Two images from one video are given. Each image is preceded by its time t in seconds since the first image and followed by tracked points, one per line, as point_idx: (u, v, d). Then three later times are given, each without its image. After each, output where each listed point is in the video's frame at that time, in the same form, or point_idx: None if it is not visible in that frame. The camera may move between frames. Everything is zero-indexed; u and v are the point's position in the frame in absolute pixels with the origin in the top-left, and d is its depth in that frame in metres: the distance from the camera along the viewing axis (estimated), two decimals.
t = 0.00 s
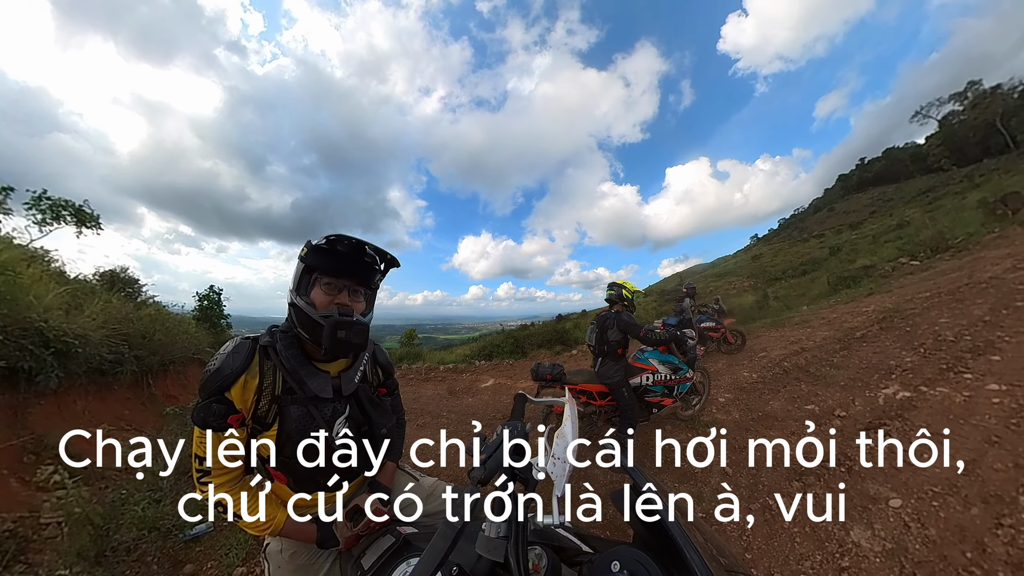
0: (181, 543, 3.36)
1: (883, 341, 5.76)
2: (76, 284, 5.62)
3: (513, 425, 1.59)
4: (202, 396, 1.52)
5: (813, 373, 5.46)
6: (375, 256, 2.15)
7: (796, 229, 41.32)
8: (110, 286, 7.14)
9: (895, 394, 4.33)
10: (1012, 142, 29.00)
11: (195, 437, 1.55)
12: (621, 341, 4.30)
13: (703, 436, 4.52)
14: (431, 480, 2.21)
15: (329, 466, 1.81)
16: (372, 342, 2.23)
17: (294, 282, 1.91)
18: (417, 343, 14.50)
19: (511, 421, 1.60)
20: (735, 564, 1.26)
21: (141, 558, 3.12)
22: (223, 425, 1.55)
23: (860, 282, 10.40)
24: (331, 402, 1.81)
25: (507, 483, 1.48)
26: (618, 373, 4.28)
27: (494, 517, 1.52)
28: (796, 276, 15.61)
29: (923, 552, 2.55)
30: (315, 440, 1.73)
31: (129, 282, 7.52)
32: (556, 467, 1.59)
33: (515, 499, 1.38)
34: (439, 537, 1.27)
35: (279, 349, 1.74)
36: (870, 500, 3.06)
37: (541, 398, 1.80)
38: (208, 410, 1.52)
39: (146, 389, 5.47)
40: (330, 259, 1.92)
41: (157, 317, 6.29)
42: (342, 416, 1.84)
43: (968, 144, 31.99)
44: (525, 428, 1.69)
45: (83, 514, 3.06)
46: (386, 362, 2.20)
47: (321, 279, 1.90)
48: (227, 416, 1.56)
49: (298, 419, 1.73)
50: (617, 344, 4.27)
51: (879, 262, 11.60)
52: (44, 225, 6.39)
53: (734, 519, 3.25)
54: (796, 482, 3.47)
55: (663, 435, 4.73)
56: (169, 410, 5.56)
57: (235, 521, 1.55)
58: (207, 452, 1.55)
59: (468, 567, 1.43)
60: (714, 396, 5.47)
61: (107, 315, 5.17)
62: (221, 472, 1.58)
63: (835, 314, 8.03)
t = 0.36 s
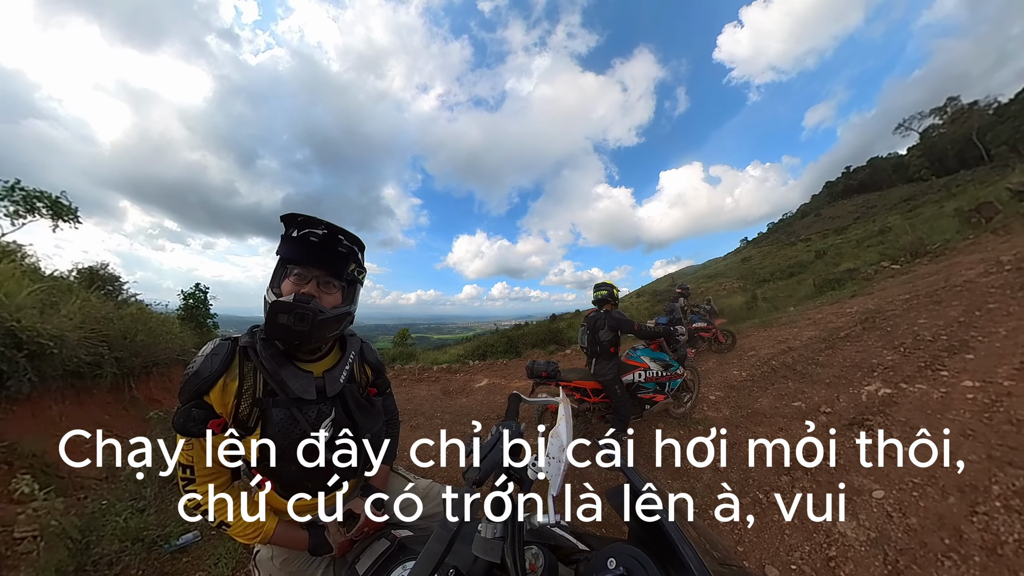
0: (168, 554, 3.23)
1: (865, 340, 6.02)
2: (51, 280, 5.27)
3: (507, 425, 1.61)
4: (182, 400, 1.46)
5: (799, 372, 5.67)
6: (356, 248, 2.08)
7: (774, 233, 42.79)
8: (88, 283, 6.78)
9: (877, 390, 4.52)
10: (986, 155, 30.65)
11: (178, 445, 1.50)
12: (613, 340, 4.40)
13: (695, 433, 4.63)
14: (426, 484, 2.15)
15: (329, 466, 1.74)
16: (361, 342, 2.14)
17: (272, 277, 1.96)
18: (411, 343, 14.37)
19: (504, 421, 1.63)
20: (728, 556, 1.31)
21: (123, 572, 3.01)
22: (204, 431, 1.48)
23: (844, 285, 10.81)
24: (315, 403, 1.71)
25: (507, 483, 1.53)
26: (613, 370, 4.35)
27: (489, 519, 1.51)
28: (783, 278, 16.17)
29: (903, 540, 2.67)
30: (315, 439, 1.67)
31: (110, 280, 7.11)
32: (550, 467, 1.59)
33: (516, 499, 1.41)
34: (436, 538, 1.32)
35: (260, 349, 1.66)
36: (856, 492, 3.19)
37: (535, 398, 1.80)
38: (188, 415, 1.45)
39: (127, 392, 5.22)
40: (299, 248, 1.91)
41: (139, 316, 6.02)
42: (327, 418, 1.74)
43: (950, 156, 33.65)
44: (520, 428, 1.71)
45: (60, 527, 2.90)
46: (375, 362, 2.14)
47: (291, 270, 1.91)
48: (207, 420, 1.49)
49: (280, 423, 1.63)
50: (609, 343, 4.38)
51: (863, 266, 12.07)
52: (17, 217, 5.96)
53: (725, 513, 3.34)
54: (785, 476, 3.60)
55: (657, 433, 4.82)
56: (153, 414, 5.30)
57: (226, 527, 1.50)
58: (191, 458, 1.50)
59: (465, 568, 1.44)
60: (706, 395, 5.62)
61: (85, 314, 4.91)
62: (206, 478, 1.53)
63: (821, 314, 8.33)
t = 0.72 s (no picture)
0: (153, 566, 3.07)
1: (849, 340, 6.30)
2: (26, 279, 5.17)
3: (498, 425, 1.66)
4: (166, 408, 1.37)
5: (786, 370, 5.90)
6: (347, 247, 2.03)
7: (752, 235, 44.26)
8: (65, 281, 6.50)
9: (859, 387, 4.74)
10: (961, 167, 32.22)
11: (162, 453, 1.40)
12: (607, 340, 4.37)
13: (687, 430, 4.76)
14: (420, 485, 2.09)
15: (329, 466, 1.73)
16: (350, 342, 2.10)
17: (255, 275, 1.85)
18: (404, 343, 14.22)
19: (497, 422, 1.68)
20: (721, 548, 1.35)
21: None
22: (191, 440, 1.39)
23: (829, 287, 11.25)
24: (305, 406, 1.67)
25: (507, 483, 1.59)
26: (605, 371, 4.38)
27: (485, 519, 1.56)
28: (772, 280, 16.73)
29: (886, 528, 2.82)
30: (315, 440, 1.65)
31: (87, 277, 6.91)
32: (545, 467, 1.62)
33: (513, 497, 1.45)
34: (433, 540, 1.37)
35: (246, 353, 1.60)
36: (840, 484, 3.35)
37: (529, 396, 1.81)
38: (173, 423, 1.37)
39: (108, 396, 5.10)
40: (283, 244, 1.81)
41: (120, 315, 5.88)
42: (319, 421, 1.70)
43: (920, 166, 35.42)
44: (514, 428, 1.73)
45: (39, 539, 2.85)
46: (366, 363, 2.10)
47: (275, 267, 1.81)
48: (195, 428, 1.40)
49: (269, 427, 1.58)
50: (604, 344, 4.33)
51: (846, 269, 12.56)
52: None
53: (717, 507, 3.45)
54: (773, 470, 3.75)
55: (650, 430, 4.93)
56: (135, 419, 5.18)
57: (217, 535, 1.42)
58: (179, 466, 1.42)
59: (462, 569, 1.43)
60: (697, 392, 5.78)
61: (62, 314, 4.82)
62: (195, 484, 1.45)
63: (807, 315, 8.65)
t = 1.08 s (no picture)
0: None
1: (833, 339, 6.57)
2: None
3: (492, 425, 1.65)
4: (144, 415, 1.32)
5: (773, 368, 6.12)
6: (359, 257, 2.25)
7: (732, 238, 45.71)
8: (41, 278, 6.16)
9: (843, 383, 4.96)
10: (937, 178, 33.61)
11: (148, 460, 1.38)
12: (603, 337, 4.49)
13: (679, 427, 4.87)
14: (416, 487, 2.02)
15: (329, 466, 1.69)
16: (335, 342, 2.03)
17: (240, 272, 1.67)
18: (398, 343, 14.07)
19: (490, 421, 1.67)
20: (713, 541, 1.40)
21: None
22: (169, 446, 1.37)
23: (815, 289, 11.69)
24: (287, 409, 1.58)
25: (508, 483, 1.58)
26: (602, 368, 4.43)
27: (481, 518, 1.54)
28: (761, 282, 17.31)
29: (868, 518, 2.97)
30: (315, 440, 1.58)
31: (66, 274, 6.53)
32: (539, 464, 1.64)
33: (512, 496, 1.45)
34: (428, 542, 1.39)
35: (224, 354, 1.51)
36: (826, 476, 3.49)
37: (523, 396, 1.82)
38: (153, 431, 1.32)
39: (86, 401, 4.89)
40: (282, 246, 1.71)
41: (102, 315, 5.62)
42: (302, 424, 1.61)
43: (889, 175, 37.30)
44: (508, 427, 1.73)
45: (17, 554, 2.73)
46: (353, 362, 2.02)
47: (275, 270, 1.70)
48: (174, 435, 1.37)
49: (250, 430, 1.50)
50: (600, 340, 4.46)
51: (831, 271, 13.07)
52: None
53: (709, 502, 3.56)
54: (762, 465, 3.88)
55: (643, 428, 5.03)
56: (116, 423, 4.97)
57: (205, 546, 1.41)
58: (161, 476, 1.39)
59: (459, 570, 1.44)
60: (689, 391, 5.93)
61: (37, 314, 4.60)
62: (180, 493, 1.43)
63: (793, 315, 8.96)
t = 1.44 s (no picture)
0: None
1: (819, 339, 6.82)
2: None
3: (487, 425, 1.67)
4: (124, 422, 1.25)
5: (762, 366, 6.31)
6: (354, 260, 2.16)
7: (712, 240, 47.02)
8: (13, 275, 5.77)
9: (828, 380, 5.16)
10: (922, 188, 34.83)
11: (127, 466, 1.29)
12: (594, 337, 4.53)
13: (671, 425, 4.96)
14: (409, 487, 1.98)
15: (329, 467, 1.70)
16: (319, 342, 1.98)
17: (232, 275, 1.52)
18: (390, 343, 13.83)
19: (485, 422, 1.69)
20: (706, 535, 1.44)
21: None
22: (167, 448, 1.32)
23: (801, 290, 12.11)
24: (275, 410, 1.54)
25: (508, 483, 1.59)
26: (594, 367, 4.50)
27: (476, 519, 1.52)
28: (751, 283, 17.84)
29: (853, 508, 3.10)
30: (316, 440, 1.58)
31: (41, 270, 6.14)
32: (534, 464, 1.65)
33: (512, 495, 1.47)
34: (425, 544, 1.39)
35: (210, 355, 1.46)
36: (813, 470, 3.61)
37: (518, 395, 1.82)
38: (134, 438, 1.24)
39: (62, 405, 4.64)
40: (280, 248, 1.61)
41: (80, 316, 5.37)
42: (291, 425, 1.57)
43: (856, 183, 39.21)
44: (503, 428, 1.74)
45: None
46: (341, 362, 1.99)
47: (274, 274, 1.58)
48: (157, 441, 1.29)
49: (239, 432, 1.46)
50: (591, 340, 4.49)
51: (817, 274, 13.55)
52: None
53: (702, 496, 3.62)
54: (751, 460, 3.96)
55: (636, 425, 5.11)
56: (95, 429, 4.70)
57: (191, 558, 1.35)
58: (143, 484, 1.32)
59: (456, 571, 1.44)
60: (680, 389, 6.05)
61: (9, 313, 4.37)
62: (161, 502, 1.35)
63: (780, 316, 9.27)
